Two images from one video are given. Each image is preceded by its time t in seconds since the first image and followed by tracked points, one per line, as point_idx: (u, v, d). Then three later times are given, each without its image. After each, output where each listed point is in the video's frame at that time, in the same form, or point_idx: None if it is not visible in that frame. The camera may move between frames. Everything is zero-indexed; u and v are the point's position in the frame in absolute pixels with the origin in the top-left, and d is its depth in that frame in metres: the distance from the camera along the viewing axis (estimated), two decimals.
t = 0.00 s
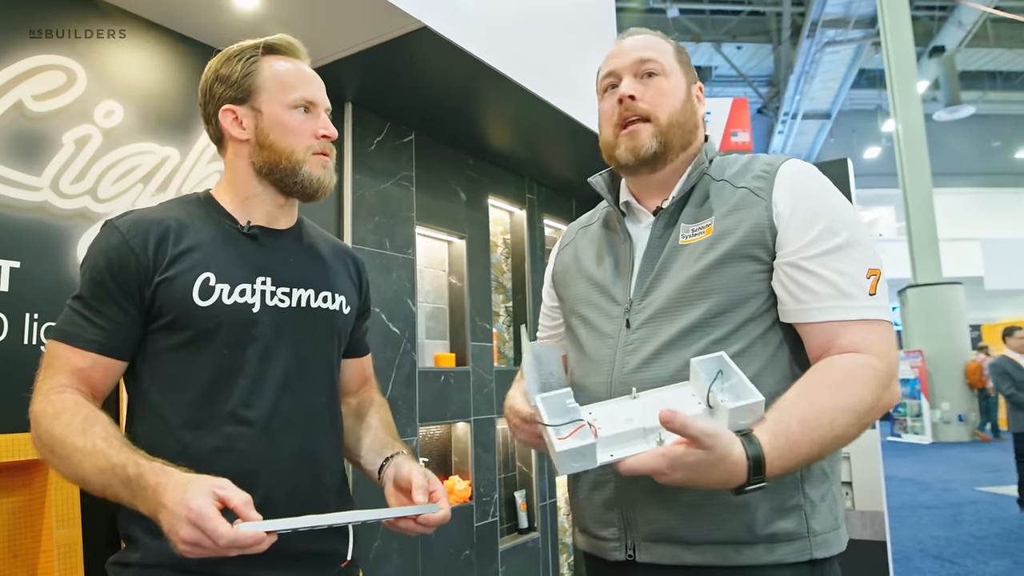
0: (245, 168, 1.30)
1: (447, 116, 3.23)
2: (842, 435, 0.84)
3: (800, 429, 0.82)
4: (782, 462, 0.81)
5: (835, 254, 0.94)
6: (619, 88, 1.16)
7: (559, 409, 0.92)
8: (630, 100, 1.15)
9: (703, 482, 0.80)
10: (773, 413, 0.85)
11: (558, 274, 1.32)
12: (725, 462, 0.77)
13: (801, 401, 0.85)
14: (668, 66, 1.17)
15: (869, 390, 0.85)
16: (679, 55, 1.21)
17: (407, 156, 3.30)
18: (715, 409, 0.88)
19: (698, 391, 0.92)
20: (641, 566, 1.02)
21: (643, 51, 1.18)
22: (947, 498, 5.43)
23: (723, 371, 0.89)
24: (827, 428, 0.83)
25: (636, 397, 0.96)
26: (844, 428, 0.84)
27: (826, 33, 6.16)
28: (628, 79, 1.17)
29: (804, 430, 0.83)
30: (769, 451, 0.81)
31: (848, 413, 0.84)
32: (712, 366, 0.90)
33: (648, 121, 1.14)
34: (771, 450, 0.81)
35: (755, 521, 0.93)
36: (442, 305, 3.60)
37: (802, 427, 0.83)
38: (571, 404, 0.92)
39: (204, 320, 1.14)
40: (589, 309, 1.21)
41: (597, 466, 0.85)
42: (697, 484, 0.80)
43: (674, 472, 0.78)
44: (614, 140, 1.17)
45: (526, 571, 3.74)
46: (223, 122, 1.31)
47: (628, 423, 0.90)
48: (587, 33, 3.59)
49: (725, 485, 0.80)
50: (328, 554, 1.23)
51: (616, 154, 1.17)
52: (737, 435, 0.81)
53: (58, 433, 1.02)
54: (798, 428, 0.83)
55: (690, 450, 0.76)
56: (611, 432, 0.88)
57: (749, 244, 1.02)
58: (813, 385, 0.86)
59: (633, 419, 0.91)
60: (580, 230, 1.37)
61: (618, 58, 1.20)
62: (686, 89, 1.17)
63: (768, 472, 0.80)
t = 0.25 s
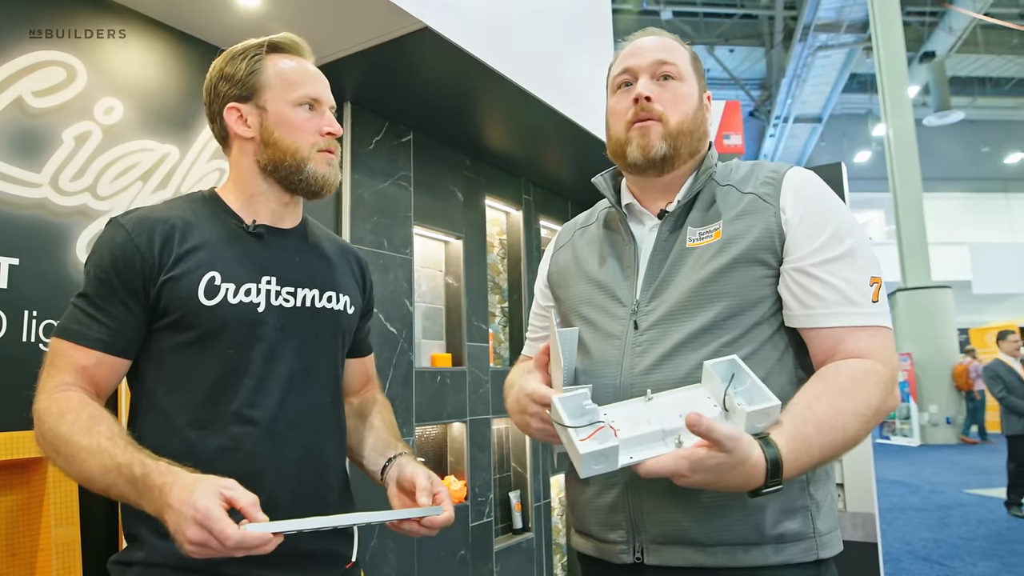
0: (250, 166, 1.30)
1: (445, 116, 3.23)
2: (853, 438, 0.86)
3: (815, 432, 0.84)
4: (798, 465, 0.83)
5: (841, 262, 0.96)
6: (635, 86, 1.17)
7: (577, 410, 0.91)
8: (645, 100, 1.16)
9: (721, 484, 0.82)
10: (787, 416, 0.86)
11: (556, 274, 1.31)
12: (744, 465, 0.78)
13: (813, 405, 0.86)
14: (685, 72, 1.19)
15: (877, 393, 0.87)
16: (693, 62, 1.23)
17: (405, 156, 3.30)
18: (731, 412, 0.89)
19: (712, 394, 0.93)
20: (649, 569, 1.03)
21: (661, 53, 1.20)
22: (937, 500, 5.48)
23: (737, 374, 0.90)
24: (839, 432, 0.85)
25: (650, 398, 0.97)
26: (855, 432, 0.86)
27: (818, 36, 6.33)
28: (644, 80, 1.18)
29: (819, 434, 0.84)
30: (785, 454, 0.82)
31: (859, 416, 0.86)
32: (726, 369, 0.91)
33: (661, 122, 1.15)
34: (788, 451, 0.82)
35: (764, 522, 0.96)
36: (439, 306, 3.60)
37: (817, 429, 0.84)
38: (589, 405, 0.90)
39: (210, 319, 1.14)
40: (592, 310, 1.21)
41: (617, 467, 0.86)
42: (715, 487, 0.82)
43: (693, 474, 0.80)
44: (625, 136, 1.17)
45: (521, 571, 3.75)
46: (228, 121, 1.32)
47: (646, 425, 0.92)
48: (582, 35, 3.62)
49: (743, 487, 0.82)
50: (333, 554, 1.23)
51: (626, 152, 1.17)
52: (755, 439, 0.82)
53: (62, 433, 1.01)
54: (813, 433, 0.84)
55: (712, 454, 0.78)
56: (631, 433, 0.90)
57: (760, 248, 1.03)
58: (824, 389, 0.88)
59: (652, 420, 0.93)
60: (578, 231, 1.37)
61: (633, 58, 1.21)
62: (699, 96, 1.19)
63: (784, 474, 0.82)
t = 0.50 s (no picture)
0: (249, 167, 1.30)
1: (441, 116, 3.23)
2: (856, 439, 0.89)
3: (822, 431, 0.86)
4: (807, 462, 0.85)
5: (843, 267, 0.98)
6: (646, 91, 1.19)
7: (589, 400, 0.93)
8: (656, 104, 1.17)
9: (732, 479, 0.83)
10: (796, 415, 0.88)
11: (554, 273, 1.32)
12: (756, 461, 0.80)
13: (821, 404, 0.89)
14: (693, 78, 1.22)
15: (879, 396, 0.90)
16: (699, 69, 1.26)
17: (400, 156, 3.30)
18: (741, 408, 0.91)
19: (721, 390, 0.95)
20: (649, 569, 1.04)
21: (670, 59, 1.22)
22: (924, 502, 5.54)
23: (745, 371, 0.93)
24: (844, 432, 0.88)
25: (660, 392, 1.00)
26: (859, 433, 0.89)
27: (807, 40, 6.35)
28: (655, 85, 1.20)
29: (826, 433, 0.86)
30: (795, 452, 0.84)
31: (864, 417, 0.89)
32: (734, 366, 0.93)
33: (671, 128, 1.17)
34: (797, 450, 0.84)
35: (764, 522, 0.98)
36: (433, 306, 3.61)
37: (823, 428, 0.87)
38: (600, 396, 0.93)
39: (209, 319, 1.14)
40: (592, 309, 1.22)
41: (631, 459, 0.88)
42: (726, 481, 0.83)
43: (706, 468, 0.80)
44: (636, 140, 1.19)
45: (513, 572, 3.75)
46: (230, 121, 1.32)
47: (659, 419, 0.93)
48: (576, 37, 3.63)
49: (752, 483, 0.83)
50: (333, 554, 1.24)
51: (637, 156, 1.18)
52: (766, 435, 0.83)
53: (61, 432, 1.01)
54: (821, 432, 0.86)
55: (726, 449, 0.79)
56: (644, 426, 0.91)
57: (762, 252, 1.05)
58: (829, 390, 0.90)
59: (664, 413, 0.95)
60: (577, 231, 1.38)
61: (643, 62, 1.22)
62: (706, 103, 1.22)
63: (793, 471, 0.83)
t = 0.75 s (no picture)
0: (252, 166, 1.31)
1: (439, 117, 3.24)
2: (862, 437, 0.91)
3: (832, 428, 0.88)
4: (818, 459, 0.86)
5: (847, 269, 1.00)
6: (642, 95, 1.20)
7: (602, 386, 0.95)
8: (653, 109, 1.18)
9: (743, 473, 0.84)
10: (807, 411, 0.90)
11: (558, 273, 1.34)
12: (770, 456, 0.81)
13: (829, 402, 0.90)
14: (690, 79, 1.22)
15: (885, 395, 0.92)
16: (700, 67, 1.26)
17: (398, 156, 3.30)
18: (753, 401, 0.91)
19: (731, 383, 0.96)
20: (650, 568, 1.06)
21: (667, 60, 1.22)
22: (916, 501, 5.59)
23: (755, 365, 0.94)
24: (852, 431, 0.89)
25: (669, 382, 0.98)
26: (866, 431, 0.91)
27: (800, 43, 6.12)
28: (652, 88, 1.20)
29: (834, 431, 0.88)
30: (807, 447, 0.85)
31: (871, 417, 0.90)
32: (744, 359, 0.94)
33: (668, 131, 1.18)
34: (809, 446, 0.85)
35: (764, 523, 0.99)
36: (430, 306, 3.61)
37: (832, 424, 0.89)
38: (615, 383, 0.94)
39: (214, 317, 1.14)
40: (595, 310, 1.23)
41: (646, 447, 0.89)
42: (737, 475, 0.84)
43: (719, 461, 0.81)
44: (633, 145, 1.21)
45: (509, 571, 3.76)
46: (232, 120, 1.32)
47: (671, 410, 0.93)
48: (572, 37, 3.63)
49: (763, 478, 0.84)
50: (335, 552, 1.24)
51: (632, 161, 1.21)
52: (780, 432, 0.85)
53: (64, 429, 1.00)
54: (830, 430, 0.88)
55: (743, 442, 0.79)
56: (657, 415, 0.91)
57: (766, 253, 1.07)
58: (837, 388, 0.92)
59: (676, 404, 0.95)
60: (581, 231, 1.39)
61: (640, 64, 1.23)
62: (704, 104, 1.22)
63: (803, 468, 0.85)
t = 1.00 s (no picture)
0: (255, 167, 1.31)
1: (437, 118, 3.25)
2: (867, 437, 0.92)
3: (837, 428, 0.89)
4: (824, 459, 0.87)
5: (849, 270, 1.02)
6: (638, 100, 1.22)
7: (607, 385, 0.94)
8: (648, 113, 1.20)
9: (751, 475, 0.84)
10: (813, 412, 0.91)
11: (562, 274, 1.36)
12: (777, 457, 0.81)
13: (833, 402, 0.92)
14: (688, 81, 1.23)
15: (889, 395, 0.94)
16: (697, 68, 1.26)
17: (396, 157, 3.30)
18: (759, 401, 0.91)
19: (737, 383, 0.96)
20: (648, 567, 1.08)
21: (664, 64, 1.23)
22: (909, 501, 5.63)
23: (760, 365, 0.94)
24: (857, 431, 0.91)
25: (674, 381, 0.99)
26: (871, 432, 0.92)
27: (793, 45, 6.08)
28: (647, 92, 1.22)
29: (840, 431, 0.89)
30: (813, 447, 0.86)
31: (875, 417, 0.92)
32: (749, 359, 0.94)
33: (664, 135, 1.20)
34: (815, 446, 0.86)
35: (762, 524, 1.00)
36: (427, 306, 3.61)
37: (837, 423, 0.90)
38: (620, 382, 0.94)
39: (217, 317, 1.15)
40: (597, 311, 1.25)
41: (653, 448, 0.88)
42: (745, 477, 0.84)
43: (726, 463, 0.82)
44: (630, 150, 1.23)
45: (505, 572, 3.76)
46: (235, 121, 1.32)
47: (677, 409, 0.93)
48: (568, 37, 3.63)
49: (771, 479, 0.85)
50: (338, 553, 1.25)
51: (631, 166, 1.23)
52: (786, 434, 0.85)
53: (67, 429, 0.99)
54: (836, 430, 0.89)
55: (750, 443, 0.80)
56: (664, 416, 0.91)
57: (766, 254, 1.08)
58: (841, 388, 0.94)
59: (681, 404, 0.95)
60: (584, 233, 1.40)
61: (635, 68, 1.25)
62: (703, 105, 1.23)
63: (809, 469, 0.85)
